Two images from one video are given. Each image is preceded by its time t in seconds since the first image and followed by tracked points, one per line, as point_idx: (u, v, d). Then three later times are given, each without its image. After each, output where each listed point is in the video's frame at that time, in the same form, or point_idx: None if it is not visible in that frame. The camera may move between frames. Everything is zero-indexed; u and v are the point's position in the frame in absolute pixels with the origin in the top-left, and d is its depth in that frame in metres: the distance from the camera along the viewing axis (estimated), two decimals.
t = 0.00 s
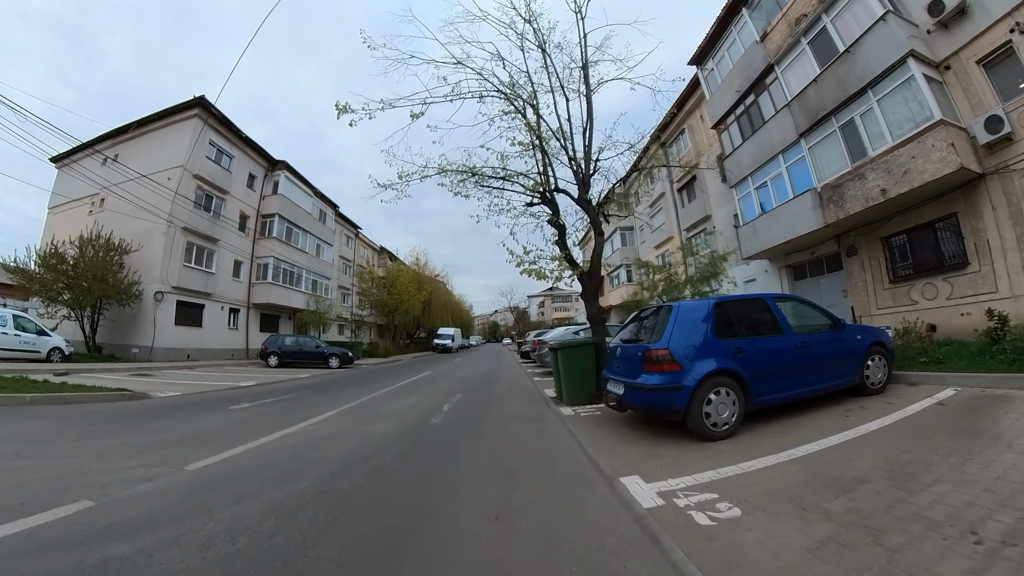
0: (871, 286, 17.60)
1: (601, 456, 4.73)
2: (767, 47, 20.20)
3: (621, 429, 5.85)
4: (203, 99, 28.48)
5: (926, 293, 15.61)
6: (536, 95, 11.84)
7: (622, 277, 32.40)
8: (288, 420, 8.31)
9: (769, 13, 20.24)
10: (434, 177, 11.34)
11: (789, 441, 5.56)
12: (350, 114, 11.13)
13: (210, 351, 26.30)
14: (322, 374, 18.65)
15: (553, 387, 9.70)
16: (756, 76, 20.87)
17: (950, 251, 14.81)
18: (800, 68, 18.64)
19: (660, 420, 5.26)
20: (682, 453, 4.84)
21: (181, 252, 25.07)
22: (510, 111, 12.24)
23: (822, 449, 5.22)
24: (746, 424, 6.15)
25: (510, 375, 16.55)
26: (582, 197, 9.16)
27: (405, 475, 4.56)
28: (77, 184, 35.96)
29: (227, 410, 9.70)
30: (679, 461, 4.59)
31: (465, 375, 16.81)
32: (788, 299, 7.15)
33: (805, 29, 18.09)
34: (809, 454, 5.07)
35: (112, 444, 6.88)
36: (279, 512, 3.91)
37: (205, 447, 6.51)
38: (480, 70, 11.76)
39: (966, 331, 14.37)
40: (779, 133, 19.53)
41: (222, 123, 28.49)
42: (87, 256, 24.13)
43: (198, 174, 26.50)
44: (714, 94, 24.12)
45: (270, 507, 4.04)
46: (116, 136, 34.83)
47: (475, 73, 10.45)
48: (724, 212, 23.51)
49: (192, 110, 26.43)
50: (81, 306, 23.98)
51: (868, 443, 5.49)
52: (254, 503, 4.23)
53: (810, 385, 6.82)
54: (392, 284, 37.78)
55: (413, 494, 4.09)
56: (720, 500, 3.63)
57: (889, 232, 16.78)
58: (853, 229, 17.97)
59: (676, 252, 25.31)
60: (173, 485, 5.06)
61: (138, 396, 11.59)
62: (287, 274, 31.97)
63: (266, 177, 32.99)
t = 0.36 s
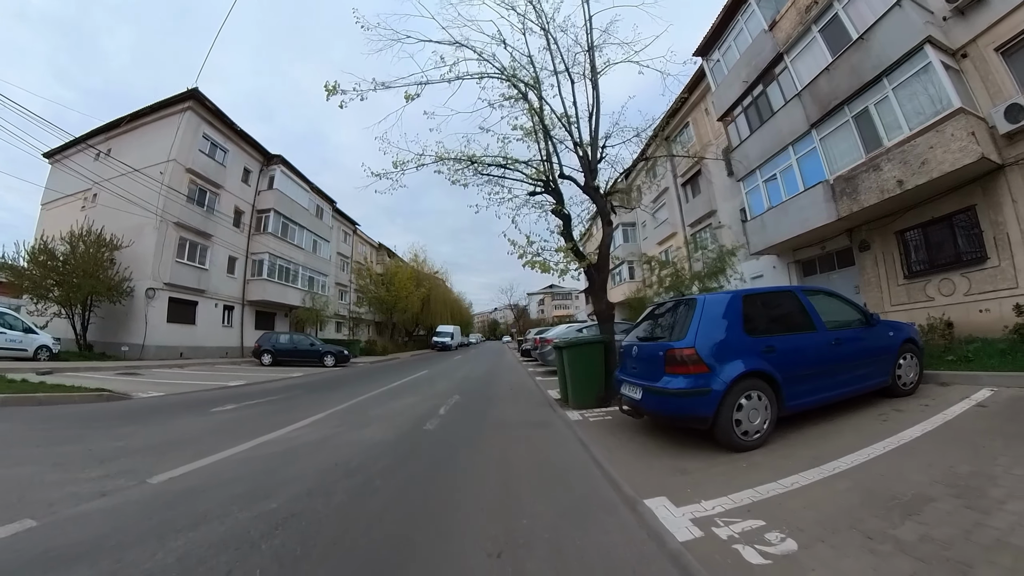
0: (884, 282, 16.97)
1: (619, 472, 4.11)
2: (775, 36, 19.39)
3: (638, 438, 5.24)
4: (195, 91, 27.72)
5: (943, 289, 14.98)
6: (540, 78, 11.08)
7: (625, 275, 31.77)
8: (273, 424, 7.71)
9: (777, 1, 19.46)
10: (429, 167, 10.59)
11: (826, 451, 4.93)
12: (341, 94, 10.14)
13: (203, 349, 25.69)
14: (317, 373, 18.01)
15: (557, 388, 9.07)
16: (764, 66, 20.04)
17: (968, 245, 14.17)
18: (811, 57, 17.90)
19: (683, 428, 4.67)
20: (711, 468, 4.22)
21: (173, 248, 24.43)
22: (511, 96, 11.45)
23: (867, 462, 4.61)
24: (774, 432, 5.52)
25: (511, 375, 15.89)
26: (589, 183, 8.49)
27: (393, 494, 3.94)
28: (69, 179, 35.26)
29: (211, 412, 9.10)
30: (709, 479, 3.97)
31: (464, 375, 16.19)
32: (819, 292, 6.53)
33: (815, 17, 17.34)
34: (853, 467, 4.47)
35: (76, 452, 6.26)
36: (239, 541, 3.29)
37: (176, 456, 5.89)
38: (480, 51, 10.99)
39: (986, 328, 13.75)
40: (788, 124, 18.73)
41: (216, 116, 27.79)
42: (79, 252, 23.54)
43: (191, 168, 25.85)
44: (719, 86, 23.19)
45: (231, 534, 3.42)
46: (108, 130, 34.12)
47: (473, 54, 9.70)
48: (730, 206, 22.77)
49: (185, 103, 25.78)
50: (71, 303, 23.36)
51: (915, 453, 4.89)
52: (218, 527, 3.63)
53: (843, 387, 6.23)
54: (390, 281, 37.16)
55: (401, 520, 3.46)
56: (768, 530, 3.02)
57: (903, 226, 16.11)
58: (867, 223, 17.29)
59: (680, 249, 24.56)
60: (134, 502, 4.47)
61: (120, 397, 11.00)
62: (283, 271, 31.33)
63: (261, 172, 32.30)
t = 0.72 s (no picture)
0: (898, 278, 16.34)
1: (643, 494, 3.51)
2: (784, 25, 18.57)
3: (658, 450, 4.65)
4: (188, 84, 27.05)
5: (961, 286, 14.36)
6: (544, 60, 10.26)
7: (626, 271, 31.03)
8: (255, 429, 7.11)
9: None
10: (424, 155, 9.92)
11: (873, 465, 4.34)
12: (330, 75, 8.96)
13: (197, 348, 25.12)
14: (311, 372, 17.42)
15: (560, 391, 8.46)
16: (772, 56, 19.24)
17: (988, 239, 13.55)
18: (822, 46, 17.18)
19: (713, 439, 4.11)
20: (751, 491, 3.61)
21: (166, 245, 23.80)
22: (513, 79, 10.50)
23: (923, 477, 4.03)
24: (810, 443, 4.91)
25: (512, 376, 15.23)
26: (596, 168, 7.86)
27: (378, 521, 3.34)
28: (62, 174, 34.60)
29: (192, 416, 8.51)
30: (750, 505, 3.38)
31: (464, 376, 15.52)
32: (854, 285, 5.95)
33: (827, 4, 16.62)
34: (909, 484, 3.89)
35: (34, 461, 5.66)
36: None
37: (142, 468, 5.29)
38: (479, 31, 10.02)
39: (1007, 326, 13.13)
40: (798, 116, 17.92)
41: (210, 109, 27.15)
42: (68, 248, 22.94)
43: (185, 162, 25.25)
44: (725, 78, 22.39)
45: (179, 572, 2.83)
46: (101, 125, 33.45)
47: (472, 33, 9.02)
48: (736, 201, 22.04)
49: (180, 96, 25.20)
50: (60, 301, 22.75)
51: (973, 464, 4.31)
52: (168, 559, 3.05)
53: (881, 389, 5.68)
54: (388, 278, 36.58)
55: (386, 555, 2.87)
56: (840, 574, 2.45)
57: (919, 220, 15.46)
58: (881, 216, 16.53)
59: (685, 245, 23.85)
60: (82, 524, 3.89)
61: (100, 398, 10.42)
62: (279, 268, 30.69)
63: (257, 167, 31.70)
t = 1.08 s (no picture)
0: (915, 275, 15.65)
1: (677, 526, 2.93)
2: (795, 14, 17.75)
3: (684, 466, 4.05)
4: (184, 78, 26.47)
5: (983, 282, 13.69)
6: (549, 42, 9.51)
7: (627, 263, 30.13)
8: (237, 436, 6.53)
9: None
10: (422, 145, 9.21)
11: (937, 483, 3.73)
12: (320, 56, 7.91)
13: (193, 347, 24.56)
14: (307, 373, 16.83)
15: (567, 394, 7.86)
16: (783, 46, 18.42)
17: (1010, 234, 12.87)
18: (835, 34, 16.38)
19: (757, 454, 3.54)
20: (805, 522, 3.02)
21: (160, 242, 23.23)
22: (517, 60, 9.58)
23: (1001, 493, 3.43)
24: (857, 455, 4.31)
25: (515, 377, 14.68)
26: (606, 153, 7.28)
27: (357, 557, 2.76)
28: (57, 172, 34.08)
29: (173, 420, 7.92)
30: (807, 541, 2.78)
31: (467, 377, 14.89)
32: (896, 277, 5.36)
33: None
34: (987, 504, 3.29)
35: None
36: None
37: (104, 483, 4.73)
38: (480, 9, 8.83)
39: None
40: (810, 106, 17.06)
41: (207, 104, 26.56)
42: (61, 246, 22.41)
43: (180, 157, 24.67)
44: (734, 70, 21.63)
45: None
46: (97, 121, 32.88)
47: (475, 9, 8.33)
48: (744, 196, 21.36)
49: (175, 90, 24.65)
50: (51, 299, 22.19)
51: None
52: None
53: (930, 393, 5.12)
54: (388, 276, 36.00)
55: None
56: None
57: (937, 214, 14.76)
58: (898, 211, 15.72)
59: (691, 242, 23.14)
60: (15, 553, 3.33)
61: (81, 400, 9.86)
62: (276, 266, 30.08)
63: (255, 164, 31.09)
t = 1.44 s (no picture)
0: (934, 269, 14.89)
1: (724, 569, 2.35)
2: None
3: (719, 488, 3.48)
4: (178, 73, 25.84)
5: (1006, 276, 12.87)
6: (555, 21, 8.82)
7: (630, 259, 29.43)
8: (217, 445, 5.99)
9: None
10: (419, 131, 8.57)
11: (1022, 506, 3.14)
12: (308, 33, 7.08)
13: (188, 348, 24.05)
14: (303, 373, 16.26)
15: (576, 396, 7.27)
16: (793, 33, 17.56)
17: None
18: (848, 19, 15.52)
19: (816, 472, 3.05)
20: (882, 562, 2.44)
21: (154, 240, 22.68)
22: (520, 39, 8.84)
23: None
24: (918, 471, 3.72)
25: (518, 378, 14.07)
26: (618, 136, 6.70)
27: None
28: (53, 170, 33.57)
29: (154, 426, 7.39)
30: None
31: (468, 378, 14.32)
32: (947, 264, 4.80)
33: None
34: None
35: None
36: None
37: (56, 503, 4.17)
38: None
39: None
40: (823, 94, 16.25)
41: (201, 100, 25.95)
42: (54, 245, 21.92)
43: (175, 154, 24.10)
44: (741, 59, 20.86)
45: None
46: (91, 119, 32.28)
47: None
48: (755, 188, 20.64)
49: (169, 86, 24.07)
50: (44, 299, 21.70)
51: None
52: None
53: (987, 393, 4.61)
54: (388, 275, 35.44)
55: None
56: None
57: (957, 205, 14.04)
58: (916, 202, 14.96)
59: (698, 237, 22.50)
60: None
61: (60, 404, 9.32)
62: (273, 265, 29.48)
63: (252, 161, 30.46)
